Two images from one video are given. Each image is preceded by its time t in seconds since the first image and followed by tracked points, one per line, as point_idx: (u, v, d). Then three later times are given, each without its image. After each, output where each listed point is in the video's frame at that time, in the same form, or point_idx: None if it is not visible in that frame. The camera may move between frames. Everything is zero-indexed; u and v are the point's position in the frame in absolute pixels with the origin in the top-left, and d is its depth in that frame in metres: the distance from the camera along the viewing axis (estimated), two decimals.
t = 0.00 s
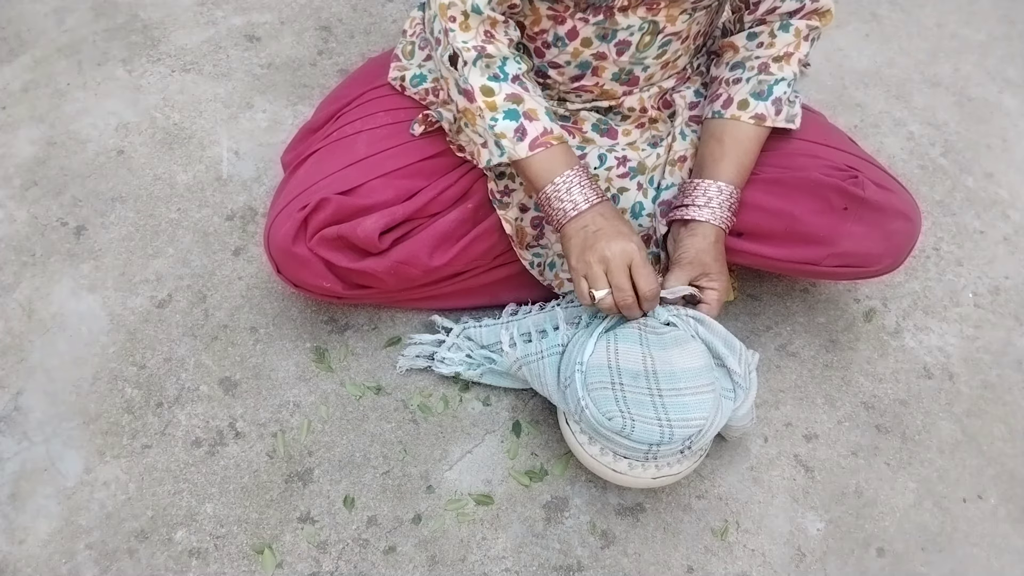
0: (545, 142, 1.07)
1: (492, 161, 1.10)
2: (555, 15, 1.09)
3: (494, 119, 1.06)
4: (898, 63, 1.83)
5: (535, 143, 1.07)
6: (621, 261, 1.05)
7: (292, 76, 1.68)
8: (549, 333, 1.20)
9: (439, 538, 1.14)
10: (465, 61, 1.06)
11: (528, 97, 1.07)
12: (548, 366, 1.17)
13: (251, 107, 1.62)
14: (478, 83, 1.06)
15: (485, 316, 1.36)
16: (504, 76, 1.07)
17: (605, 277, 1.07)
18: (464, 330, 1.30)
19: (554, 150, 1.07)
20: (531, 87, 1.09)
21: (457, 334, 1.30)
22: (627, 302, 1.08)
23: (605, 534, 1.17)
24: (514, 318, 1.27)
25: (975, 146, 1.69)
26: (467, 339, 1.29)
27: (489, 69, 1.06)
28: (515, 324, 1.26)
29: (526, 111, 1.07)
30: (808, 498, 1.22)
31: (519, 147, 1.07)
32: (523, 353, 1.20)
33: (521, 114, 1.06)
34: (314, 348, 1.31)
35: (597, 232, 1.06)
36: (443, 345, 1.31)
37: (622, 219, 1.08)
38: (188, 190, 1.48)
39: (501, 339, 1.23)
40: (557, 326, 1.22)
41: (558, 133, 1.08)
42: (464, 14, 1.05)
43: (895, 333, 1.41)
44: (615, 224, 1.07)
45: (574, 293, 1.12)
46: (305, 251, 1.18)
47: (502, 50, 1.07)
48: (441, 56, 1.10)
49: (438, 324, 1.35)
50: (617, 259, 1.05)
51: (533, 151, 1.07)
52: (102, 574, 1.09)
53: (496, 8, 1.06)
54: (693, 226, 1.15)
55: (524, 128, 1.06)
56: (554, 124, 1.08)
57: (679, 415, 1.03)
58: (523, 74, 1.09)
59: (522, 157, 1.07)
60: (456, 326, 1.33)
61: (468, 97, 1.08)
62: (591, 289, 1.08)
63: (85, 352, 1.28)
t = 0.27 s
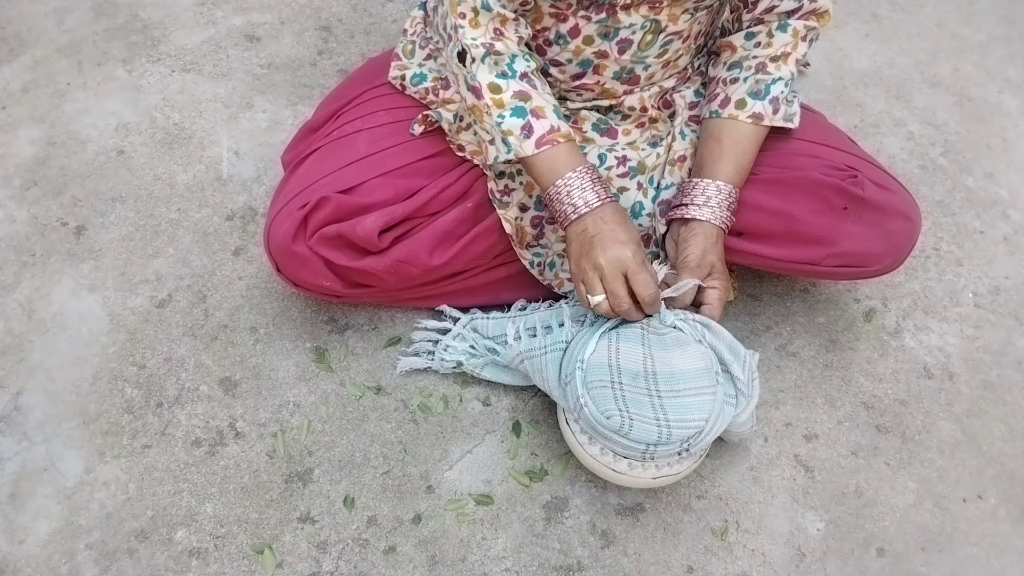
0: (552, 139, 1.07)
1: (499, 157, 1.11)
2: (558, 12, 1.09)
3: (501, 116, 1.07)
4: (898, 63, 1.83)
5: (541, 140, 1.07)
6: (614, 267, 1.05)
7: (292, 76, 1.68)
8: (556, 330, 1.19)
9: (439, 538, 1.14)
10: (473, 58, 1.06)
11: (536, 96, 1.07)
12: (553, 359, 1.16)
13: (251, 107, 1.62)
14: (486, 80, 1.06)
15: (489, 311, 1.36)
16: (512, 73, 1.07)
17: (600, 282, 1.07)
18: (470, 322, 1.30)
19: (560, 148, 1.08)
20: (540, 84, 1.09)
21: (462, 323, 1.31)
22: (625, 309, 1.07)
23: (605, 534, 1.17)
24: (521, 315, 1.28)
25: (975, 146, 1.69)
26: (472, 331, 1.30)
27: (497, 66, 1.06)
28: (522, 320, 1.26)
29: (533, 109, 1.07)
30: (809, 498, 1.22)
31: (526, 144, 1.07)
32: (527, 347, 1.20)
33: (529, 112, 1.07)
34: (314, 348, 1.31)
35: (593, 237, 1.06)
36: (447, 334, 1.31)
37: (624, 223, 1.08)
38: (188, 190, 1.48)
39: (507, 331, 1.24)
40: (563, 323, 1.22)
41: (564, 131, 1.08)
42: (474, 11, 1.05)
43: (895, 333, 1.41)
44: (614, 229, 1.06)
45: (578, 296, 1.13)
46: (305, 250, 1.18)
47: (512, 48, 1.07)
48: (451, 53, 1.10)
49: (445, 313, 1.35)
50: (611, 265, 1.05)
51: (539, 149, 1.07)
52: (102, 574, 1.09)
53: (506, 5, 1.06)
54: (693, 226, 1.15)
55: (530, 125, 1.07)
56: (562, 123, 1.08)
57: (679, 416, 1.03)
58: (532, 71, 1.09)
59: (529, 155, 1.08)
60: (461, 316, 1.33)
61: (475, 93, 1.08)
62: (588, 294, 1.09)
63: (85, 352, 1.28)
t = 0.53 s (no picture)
0: (552, 139, 1.07)
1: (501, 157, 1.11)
2: (559, 13, 1.09)
3: (501, 115, 1.07)
4: (898, 63, 1.83)
5: (541, 139, 1.07)
6: (620, 269, 1.05)
7: (292, 76, 1.68)
8: (551, 331, 1.20)
9: (439, 538, 1.14)
10: (474, 58, 1.06)
11: (536, 95, 1.07)
12: (550, 360, 1.16)
13: (251, 107, 1.62)
14: (487, 80, 1.06)
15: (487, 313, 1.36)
16: (512, 73, 1.07)
17: (604, 284, 1.07)
18: (468, 324, 1.31)
19: (559, 148, 1.07)
20: (540, 85, 1.09)
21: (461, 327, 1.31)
22: (628, 310, 1.08)
23: (604, 534, 1.17)
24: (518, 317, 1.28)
25: (976, 146, 1.69)
26: (470, 333, 1.30)
27: (497, 65, 1.07)
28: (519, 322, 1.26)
29: (533, 108, 1.07)
30: (809, 498, 1.22)
31: (526, 143, 1.07)
32: (524, 350, 1.20)
33: (529, 111, 1.07)
34: (314, 348, 1.31)
35: (597, 239, 1.06)
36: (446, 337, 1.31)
37: (625, 223, 1.08)
38: (188, 190, 1.48)
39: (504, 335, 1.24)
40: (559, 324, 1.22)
41: (564, 131, 1.08)
42: (476, 11, 1.05)
43: (895, 333, 1.41)
44: (616, 230, 1.06)
45: (577, 297, 1.13)
46: (305, 249, 1.18)
47: (512, 48, 1.07)
48: (451, 52, 1.11)
49: (443, 316, 1.35)
50: (616, 268, 1.05)
51: (539, 148, 1.07)
52: (102, 574, 1.09)
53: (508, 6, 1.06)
54: (679, 235, 1.16)
55: (531, 124, 1.07)
56: (561, 122, 1.08)
57: (679, 415, 1.03)
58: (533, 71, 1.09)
59: (528, 154, 1.08)
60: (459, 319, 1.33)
61: (475, 93, 1.08)
62: (590, 295, 1.08)
63: (85, 352, 1.28)
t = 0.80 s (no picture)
0: (544, 146, 1.06)
1: (493, 166, 1.10)
2: (559, 20, 1.09)
3: (493, 123, 1.06)
4: (898, 63, 1.83)
5: (533, 147, 1.06)
6: (616, 279, 1.05)
7: (292, 75, 1.68)
8: (550, 332, 1.20)
9: (439, 538, 1.14)
10: (465, 67, 1.06)
11: (527, 102, 1.07)
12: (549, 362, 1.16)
13: (251, 107, 1.62)
14: (477, 87, 1.06)
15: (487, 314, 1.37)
16: (503, 80, 1.06)
17: (601, 294, 1.07)
18: (468, 325, 1.31)
19: (552, 155, 1.07)
20: (531, 91, 1.08)
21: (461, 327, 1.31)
22: (626, 318, 1.08)
23: (604, 534, 1.17)
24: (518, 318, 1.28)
25: (976, 146, 1.69)
26: (470, 333, 1.30)
27: (488, 73, 1.06)
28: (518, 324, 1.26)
29: (525, 115, 1.06)
30: (809, 498, 1.22)
31: (518, 151, 1.06)
32: (524, 351, 1.20)
33: (521, 118, 1.06)
34: (314, 348, 1.31)
35: (592, 249, 1.06)
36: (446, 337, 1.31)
37: (619, 230, 1.08)
38: (188, 190, 1.48)
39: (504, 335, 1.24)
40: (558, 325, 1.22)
41: (557, 138, 1.07)
42: (465, 22, 1.04)
43: (895, 333, 1.41)
44: (611, 238, 1.06)
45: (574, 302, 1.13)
46: (305, 253, 1.18)
47: (504, 55, 1.07)
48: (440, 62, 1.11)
49: (443, 318, 1.35)
50: (613, 278, 1.05)
51: (532, 155, 1.06)
52: (102, 574, 1.09)
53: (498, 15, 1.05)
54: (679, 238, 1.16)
55: (523, 132, 1.06)
56: (554, 128, 1.08)
57: (678, 416, 1.03)
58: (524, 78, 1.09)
59: (521, 161, 1.07)
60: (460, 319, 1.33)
61: (467, 101, 1.07)
62: (588, 305, 1.09)
63: (85, 352, 1.28)
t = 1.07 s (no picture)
0: (529, 150, 1.06)
1: (478, 170, 1.09)
2: (559, 29, 1.09)
3: (477, 126, 1.05)
4: (898, 63, 1.83)
5: (518, 150, 1.05)
6: (602, 283, 1.05)
7: (292, 76, 1.68)
8: (556, 327, 1.21)
9: (439, 538, 1.14)
10: (448, 71, 1.05)
11: (512, 105, 1.06)
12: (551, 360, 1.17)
13: (251, 107, 1.62)
14: (461, 90, 1.05)
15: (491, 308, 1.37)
16: (487, 82, 1.06)
17: (586, 298, 1.07)
18: (477, 317, 1.31)
19: (538, 159, 1.06)
20: (516, 94, 1.08)
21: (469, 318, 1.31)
22: (612, 322, 1.08)
23: (605, 534, 1.17)
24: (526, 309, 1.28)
25: (976, 146, 1.69)
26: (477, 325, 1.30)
27: (472, 75, 1.05)
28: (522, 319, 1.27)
29: (510, 118, 1.06)
30: (808, 498, 1.22)
31: (503, 155, 1.06)
32: (529, 345, 1.21)
33: (505, 122, 1.05)
34: (314, 348, 1.31)
35: (578, 253, 1.06)
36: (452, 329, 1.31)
37: (605, 234, 1.07)
38: (188, 190, 1.48)
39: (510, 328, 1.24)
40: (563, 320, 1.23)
41: (543, 141, 1.07)
42: (448, 29, 1.03)
43: (895, 333, 1.41)
44: (596, 242, 1.06)
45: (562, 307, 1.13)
46: (306, 256, 1.18)
47: (488, 57, 1.06)
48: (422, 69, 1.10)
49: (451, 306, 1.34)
50: (599, 282, 1.05)
51: (517, 160, 1.06)
52: (102, 574, 1.09)
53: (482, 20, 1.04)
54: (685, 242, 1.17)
55: (507, 136, 1.05)
56: (538, 132, 1.07)
57: (679, 414, 1.03)
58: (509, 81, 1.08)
59: (506, 165, 1.06)
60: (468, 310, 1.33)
61: (451, 105, 1.07)
62: (574, 309, 1.08)
63: (85, 352, 1.28)
